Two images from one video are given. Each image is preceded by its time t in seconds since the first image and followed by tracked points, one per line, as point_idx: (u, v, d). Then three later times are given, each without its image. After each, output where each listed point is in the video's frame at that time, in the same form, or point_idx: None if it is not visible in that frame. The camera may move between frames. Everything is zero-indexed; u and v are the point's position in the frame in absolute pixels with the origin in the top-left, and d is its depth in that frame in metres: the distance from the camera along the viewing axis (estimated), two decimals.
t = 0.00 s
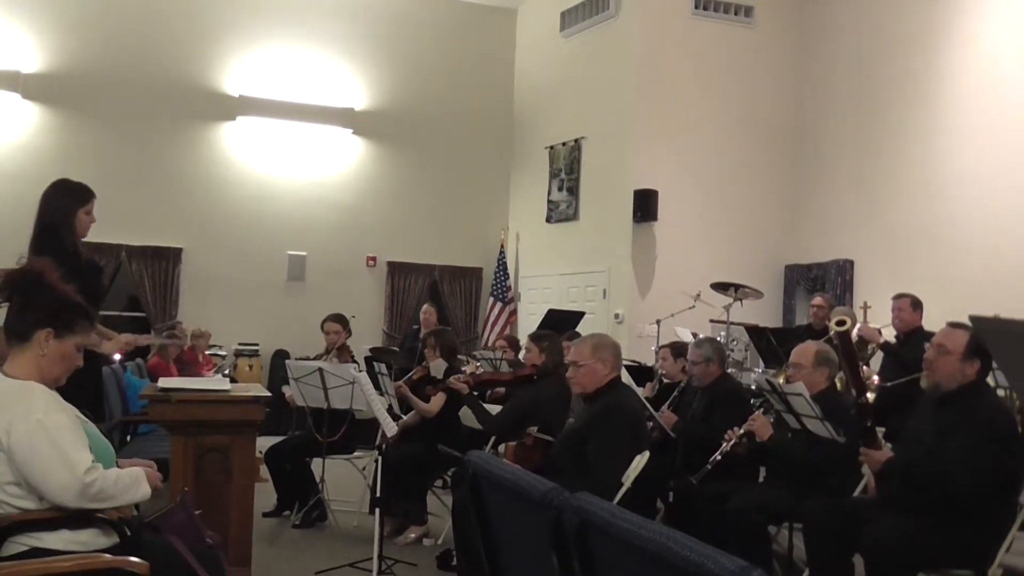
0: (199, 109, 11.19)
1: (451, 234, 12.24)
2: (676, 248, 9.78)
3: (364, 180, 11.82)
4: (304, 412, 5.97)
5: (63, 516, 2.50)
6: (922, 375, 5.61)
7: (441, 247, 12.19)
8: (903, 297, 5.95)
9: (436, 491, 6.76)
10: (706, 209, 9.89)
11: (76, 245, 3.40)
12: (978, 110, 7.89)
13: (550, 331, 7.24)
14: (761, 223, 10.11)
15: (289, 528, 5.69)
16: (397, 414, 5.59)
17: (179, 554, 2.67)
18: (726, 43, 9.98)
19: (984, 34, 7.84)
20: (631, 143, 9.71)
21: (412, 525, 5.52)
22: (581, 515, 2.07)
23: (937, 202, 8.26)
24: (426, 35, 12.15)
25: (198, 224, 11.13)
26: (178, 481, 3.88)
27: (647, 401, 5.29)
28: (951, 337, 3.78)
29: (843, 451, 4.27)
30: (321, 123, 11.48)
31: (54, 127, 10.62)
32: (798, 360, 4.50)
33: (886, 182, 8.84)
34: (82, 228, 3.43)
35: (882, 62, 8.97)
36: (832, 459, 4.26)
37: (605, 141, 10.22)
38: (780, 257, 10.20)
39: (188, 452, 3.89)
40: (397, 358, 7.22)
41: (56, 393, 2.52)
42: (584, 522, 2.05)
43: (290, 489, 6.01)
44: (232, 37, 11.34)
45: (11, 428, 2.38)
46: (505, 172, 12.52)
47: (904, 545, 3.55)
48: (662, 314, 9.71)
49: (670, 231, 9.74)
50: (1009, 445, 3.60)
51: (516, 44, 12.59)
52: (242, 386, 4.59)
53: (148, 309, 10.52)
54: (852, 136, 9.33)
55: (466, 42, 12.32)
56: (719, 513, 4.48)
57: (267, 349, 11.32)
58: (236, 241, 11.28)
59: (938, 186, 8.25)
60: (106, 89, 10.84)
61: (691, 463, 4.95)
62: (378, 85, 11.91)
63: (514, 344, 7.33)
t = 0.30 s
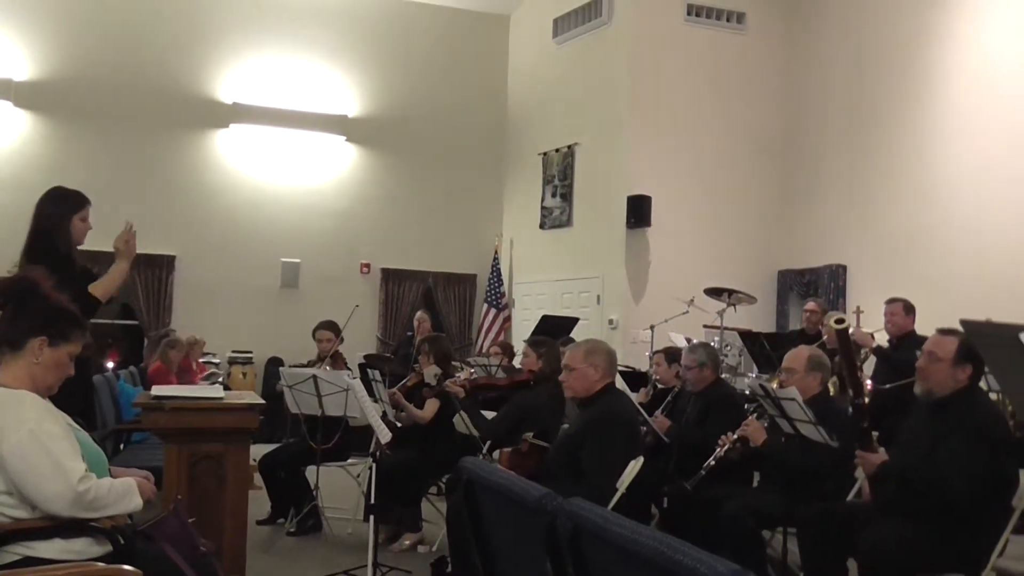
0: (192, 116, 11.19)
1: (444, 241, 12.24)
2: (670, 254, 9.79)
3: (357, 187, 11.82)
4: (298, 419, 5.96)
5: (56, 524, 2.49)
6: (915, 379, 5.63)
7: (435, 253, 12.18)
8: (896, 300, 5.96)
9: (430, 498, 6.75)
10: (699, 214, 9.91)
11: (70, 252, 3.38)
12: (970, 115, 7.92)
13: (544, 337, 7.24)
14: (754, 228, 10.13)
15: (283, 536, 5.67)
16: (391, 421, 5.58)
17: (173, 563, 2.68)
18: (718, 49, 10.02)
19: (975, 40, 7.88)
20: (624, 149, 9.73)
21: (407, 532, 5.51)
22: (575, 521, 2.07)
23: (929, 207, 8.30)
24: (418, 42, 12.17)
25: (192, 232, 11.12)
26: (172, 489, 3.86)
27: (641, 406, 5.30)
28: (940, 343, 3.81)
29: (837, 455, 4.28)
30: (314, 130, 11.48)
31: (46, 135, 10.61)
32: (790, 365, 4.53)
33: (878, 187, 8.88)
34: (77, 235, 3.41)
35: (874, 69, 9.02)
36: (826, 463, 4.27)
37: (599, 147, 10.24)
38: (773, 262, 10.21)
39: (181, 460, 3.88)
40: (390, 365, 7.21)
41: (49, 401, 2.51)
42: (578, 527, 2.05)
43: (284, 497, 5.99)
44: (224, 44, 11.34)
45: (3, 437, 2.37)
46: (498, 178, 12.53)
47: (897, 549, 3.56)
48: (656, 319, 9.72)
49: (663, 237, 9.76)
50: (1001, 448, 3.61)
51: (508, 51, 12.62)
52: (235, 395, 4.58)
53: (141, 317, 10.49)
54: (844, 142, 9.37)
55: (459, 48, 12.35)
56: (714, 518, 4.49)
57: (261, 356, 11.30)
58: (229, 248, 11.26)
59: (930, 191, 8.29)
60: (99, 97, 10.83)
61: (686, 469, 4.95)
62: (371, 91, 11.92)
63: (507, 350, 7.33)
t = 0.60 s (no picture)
0: (184, 117, 11.17)
1: (438, 240, 12.24)
2: (664, 250, 9.80)
3: (350, 186, 11.81)
4: (292, 419, 5.96)
5: (49, 526, 2.48)
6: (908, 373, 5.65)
7: (428, 252, 12.18)
8: (888, 295, 5.98)
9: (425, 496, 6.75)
10: (692, 211, 9.93)
11: (64, 254, 3.39)
12: (961, 110, 7.95)
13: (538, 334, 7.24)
14: (747, 224, 10.14)
15: (278, 536, 5.67)
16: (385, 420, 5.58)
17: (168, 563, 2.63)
18: (710, 45, 10.03)
19: (966, 35, 7.91)
20: (616, 146, 9.74)
21: (402, 531, 5.52)
22: (568, 517, 2.07)
23: (920, 202, 8.33)
24: (410, 40, 12.16)
25: (184, 232, 11.10)
26: (166, 489, 3.86)
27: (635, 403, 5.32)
28: (933, 336, 3.79)
29: (831, 449, 4.29)
30: (307, 129, 11.46)
31: (36, 136, 10.57)
32: (784, 360, 4.54)
33: (870, 183, 8.91)
34: (69, 236, 3.42)
35: (865, 64, 9.05)
36: (820, 457, 4.29)
37: (591, 144, 10.24)
38: (766, 258, 10.23)
39: (176, 461, 3.88)
40: (384, 364, 7.20)
41: (41, 403, 2.51)
42: (572, 523, 2.06)
43: (279, 497, 5.98)
44: (215, 44, 11.31)
45: None
46: (491, 176, 12.52)
47: (890, 543, 3.58)
48: (650, 316, 9.73)
49: (656, 234, 9.77)
50: (993, 441, 3.63)
51: (500, 49, 12.61)
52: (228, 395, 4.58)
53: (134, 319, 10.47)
54: (836, 138, 9.40)
55: (451, 47, 12.35)
56: (708, 514, 4.50)
57: (254, 356, 11.28)
58: (222, 248, 11.25)
59: (921, 186, 8.32)
60: (90, 98, 10.80)
61: (681, 465, 4.96)
62: (363, 90, 11.91)
63: (501, 348, 7.33)
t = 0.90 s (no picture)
0: (178, 116, 11.15)
1: (433, 238, 12.24)
2: (659, 247, 9.81)
3: (345, 184, 11.81)
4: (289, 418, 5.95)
5: (44, 526, 2.48)
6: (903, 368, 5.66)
7: (424, 250, 12.18)
8: (884, 290, 5.99)
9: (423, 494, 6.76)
10: (688, 207, 9.93)
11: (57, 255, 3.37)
12: (956, 104, 7.96)
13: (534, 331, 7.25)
14: (742, 220, 10.14)
15: (276, 535, 5.67)
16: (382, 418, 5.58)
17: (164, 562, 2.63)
18: (704, 42, 10.03)
19: (960, 29, 7.92)
20: (611, 143, 9.75)
21: (400, 529, 5.52)
22: (564, 513, 2.08)
23: (915, 197, 8.35)
24: (404, 38, 12.15)
25: (180, 232, 11.09)
26: (163, 488, 3.85)
27: (631, 399, 5.33)
28: (928, 330, 3.81)
29: (827, 444, 4.30)
30: (301, 128, 11.45)
31: (30, 136, 10.54)
32: (780, 356, 4.53)
33: (865, 178, 8.93)
34: (63, 237, 3.41)
35: (859, 60, 9.06)
36: (817, 452, 4.29)
37: (587, 141, 10.24)
38: (762, 254, 10.24)
39: (172, 460, 3.87)
40: (381, 362, 7.21)
41: (36, 403, 2.51)
42: (568, 518, 2.06)
43: (276, 495, 5.98)
44: (209, 43, 11.29)
45: None
46: (486, 174, 12.52)
47: (887, 537, 3.58)
48: (646, 313, 9.74)
49: (652, 230, 9.78)
50: (989, 435, 3.64)
51: (494, 46, 12.60)
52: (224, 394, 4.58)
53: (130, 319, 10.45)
54: (831, 134, 9.41)
55: (445, 44, 12.34)
56: (705, 509, 4.51)
57: (251, 355, 11.28)
58: (217, 247, 11.24)
59: (916, 181, 8.33)
60: (84, 98, 10.78)
61: (678, 461, 4.97)
62: (358, 89, 11.90)
63: (498, 345, 7.34)
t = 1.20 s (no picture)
0: (174, 114, 11.12)
1: (430, 236, 12.23)
2: (656, 243, 9.81)
3: (341, 181, 11.80)
4: (286, 416, 5.95)
5: (42, 525, 2.48)
6: (899, 363, 5.67)
7: (421, 248, 12.17)
8: (880, 286, 5.99)
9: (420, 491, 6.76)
10: (685, 205, 9.94)
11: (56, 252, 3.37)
12: (952, 99, 7.96)
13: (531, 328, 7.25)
14: (739, 217, 10.14)
15: (274, 533, 5.67)
16: (379, 416, 5.58)
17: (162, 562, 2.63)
18: (701, 38, 10.03)
19: (957, 25, 7.92)
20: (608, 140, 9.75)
21: (397, 526, 5.52)
22: (560, 510, 2.08)
23: (911, 195, 8.36)
24: (401, 35, 12.14)
25: (176, 230, 11.07)
26: (160, 486, 3.85)
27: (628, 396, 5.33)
28: (923, 326, 3.83)
29: (824, 440, 4.31)
30: (298, 125, 11.43)
31: (25, 135, 10.52)
32: (776, 352, 4.54)
33: (861, 175, 8.93)
34: (60, 235, 3.41)
35: (855, 58, 9.06)
36: (814, 448, 4.30)
37: (583, 138, 10.23)
38: (759, 250, 10.24)
39: (169, 458, 3.87)
40: (378, 360, 7.21)
41: (33, 402, 2.50)
42: (564, 515, 2.07)
43: (274, 494, 5.98)
44: (205, 41, 11.27)
45: None
46: (483, 171, 12.51)
47: (883, 533, 3.59)
48: (643, 309, 9.74)
49: (649, 227, 9.78)
50: (985, 430, 3.64)
51: (491, 43, 12.59)
52: (222, 392, 4.58)
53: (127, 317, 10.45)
54: (827, 130, 9.41)
55: (442, 42, 12.34)
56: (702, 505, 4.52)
57: (248, 354, 11.27)
58: (213, 246, 11.22)
59: (912, 178, 8.35)
60: (80, 97, 10.76)
61: (675, 457, 4.97)
62: (354, 86, 11.89)
63: (495, 342, 7.34)
